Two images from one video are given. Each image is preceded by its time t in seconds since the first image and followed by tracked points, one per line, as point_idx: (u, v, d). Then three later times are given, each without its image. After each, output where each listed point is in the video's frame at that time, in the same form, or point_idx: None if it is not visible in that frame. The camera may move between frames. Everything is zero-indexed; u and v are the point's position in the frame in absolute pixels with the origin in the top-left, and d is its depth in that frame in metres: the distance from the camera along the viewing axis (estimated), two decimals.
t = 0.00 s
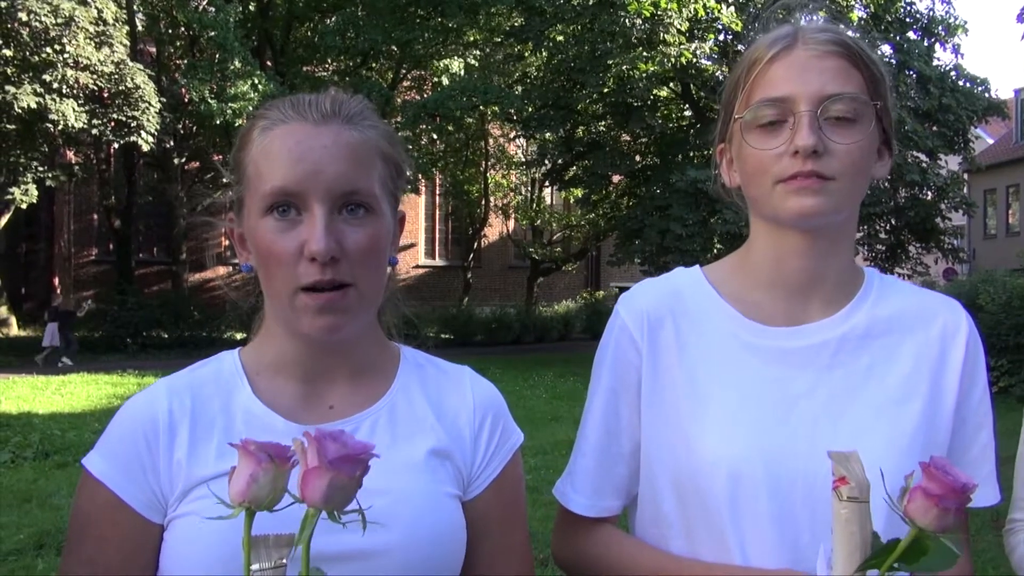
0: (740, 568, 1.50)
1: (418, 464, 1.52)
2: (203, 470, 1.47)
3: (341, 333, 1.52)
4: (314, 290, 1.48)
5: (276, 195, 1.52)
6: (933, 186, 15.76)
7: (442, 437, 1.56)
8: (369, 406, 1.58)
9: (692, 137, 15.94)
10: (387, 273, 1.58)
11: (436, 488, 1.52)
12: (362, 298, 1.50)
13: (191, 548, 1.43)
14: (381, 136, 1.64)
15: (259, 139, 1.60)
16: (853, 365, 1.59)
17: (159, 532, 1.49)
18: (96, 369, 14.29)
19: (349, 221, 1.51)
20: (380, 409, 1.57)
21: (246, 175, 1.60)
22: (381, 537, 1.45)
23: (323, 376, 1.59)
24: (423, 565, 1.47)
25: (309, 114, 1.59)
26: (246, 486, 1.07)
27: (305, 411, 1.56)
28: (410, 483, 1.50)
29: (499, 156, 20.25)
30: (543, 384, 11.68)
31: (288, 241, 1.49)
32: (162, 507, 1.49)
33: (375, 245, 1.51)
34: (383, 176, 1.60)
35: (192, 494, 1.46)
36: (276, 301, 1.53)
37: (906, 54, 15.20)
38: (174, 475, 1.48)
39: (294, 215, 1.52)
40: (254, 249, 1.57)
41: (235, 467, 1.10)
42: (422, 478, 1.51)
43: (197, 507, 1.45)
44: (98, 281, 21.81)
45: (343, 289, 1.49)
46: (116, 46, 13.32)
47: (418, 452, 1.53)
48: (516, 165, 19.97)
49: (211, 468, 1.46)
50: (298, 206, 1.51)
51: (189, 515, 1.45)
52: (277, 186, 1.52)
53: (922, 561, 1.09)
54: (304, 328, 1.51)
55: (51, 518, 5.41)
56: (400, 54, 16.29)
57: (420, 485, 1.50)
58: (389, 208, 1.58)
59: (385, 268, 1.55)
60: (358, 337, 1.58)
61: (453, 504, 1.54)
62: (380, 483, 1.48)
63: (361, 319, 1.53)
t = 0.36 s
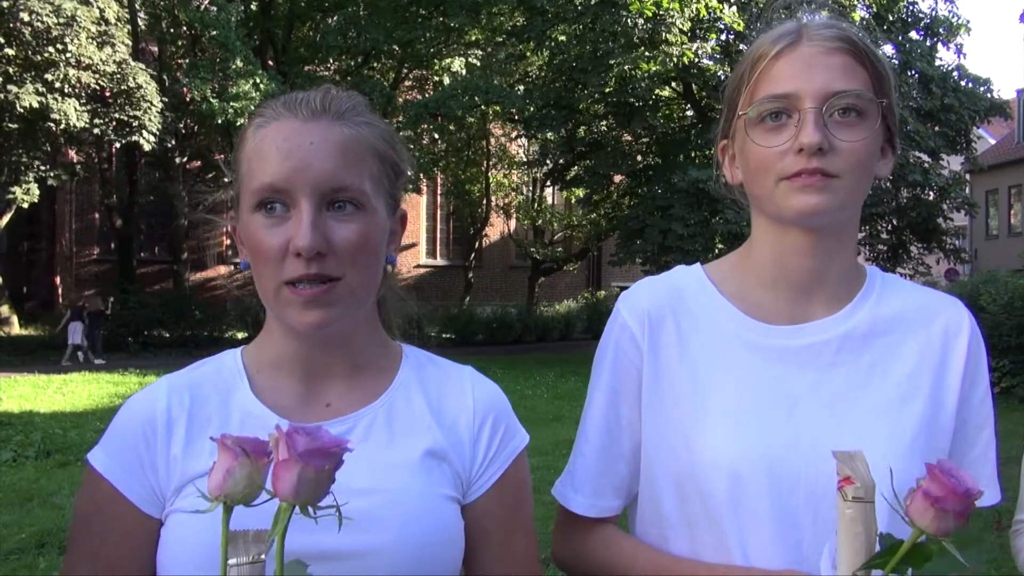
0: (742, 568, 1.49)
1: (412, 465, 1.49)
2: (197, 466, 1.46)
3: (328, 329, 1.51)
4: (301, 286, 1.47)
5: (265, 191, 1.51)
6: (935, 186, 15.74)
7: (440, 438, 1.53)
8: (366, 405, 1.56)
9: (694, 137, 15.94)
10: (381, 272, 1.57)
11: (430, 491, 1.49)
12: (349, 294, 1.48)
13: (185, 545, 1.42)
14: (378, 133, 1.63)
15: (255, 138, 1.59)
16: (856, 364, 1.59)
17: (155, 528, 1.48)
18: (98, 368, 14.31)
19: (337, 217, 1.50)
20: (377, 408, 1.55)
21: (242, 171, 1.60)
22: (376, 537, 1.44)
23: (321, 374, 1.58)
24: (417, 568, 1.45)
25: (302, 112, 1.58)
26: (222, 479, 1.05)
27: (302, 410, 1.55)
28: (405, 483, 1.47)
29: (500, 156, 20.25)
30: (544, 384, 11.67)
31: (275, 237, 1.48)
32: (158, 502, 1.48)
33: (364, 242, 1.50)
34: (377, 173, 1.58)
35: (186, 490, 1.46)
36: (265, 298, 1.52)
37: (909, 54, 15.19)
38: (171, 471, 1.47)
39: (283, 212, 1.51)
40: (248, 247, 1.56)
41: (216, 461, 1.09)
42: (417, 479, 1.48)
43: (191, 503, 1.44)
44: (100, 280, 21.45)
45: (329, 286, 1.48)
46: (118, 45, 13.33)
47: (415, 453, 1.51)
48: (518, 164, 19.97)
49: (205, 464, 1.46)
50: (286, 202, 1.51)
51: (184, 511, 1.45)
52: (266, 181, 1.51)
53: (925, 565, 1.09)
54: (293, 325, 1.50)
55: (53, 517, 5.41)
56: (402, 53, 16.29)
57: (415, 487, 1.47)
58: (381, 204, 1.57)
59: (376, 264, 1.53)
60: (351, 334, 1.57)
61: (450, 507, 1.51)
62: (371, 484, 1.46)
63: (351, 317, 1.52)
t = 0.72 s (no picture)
0: (744, 570, 1.50)
1: (412, 465, 1.46)
2: (200, 459, 1.46)
3: (314, 328, 1.49)
4: (281, 285, 1.44)
5: (252, 189, 1.50)
6: (936, 186, 15.73)
7: (441, 438, 1.50)
8: (367, 404, 1.53)
9: (696, 137, 15.95)
10: (375, 269, 1.54)
11: (430, 490, 1.45)
12: (327, 292, 1.45)
13: (185, 537, 1.42)
14: (377, 128, 1.61)
15: (251, 135, 1.58)
16: (858, 363, 1.59)
17: (162, 519, 1.50)
18: (100, 367, 14.34)
19: (315, 216, 1.47)
20: (379, 407, 1.52)
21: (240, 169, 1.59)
22: (374, 536, 1.40)
23: (323, 372, 1.56)
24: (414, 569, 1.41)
25: (294, 110, 1.57)
26: (243, 474, 1.04)
27: (305, 407, 1.53)
28: (403, 483, 1.44)
29: (502, 156, 20.22)
30: (545, 384, 11.68)
31: (258, 234, 1.46)
32: (166, 492, 1.50)
33: (347, 239, 1.47)
34: (372, 170, 1.55)
35: (189, 482, 1.46)
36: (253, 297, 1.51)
37: (911, 55, 15.15)
38: (177, 464, 1.48)
39: (268, 209, 1.49)
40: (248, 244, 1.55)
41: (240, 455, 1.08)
42: (417, 479, 1.45)
43: (194, 494, 1.44)
44: (101, 279, 21.42)
45: (310, 285, 1.45)
46: (120, 45, 13.35)
47: (414, 451, 1.47)
48: (519, 164, 19.99)
49: (208, 457, 1.46)
50: (270, 199, 1.48)
51: (186, 504, 1.45)
52: (253, 179, 1.49)
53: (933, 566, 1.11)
54: (278, 324, 1.48)
55: (55, 515, 5.42)
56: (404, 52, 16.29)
57: (413, 487, 1.44)
58: (381, 199, 1.54)
59: (374, 261, 1.52)
60: (348, 333, 1.54)
61: (450, 508, 1.47)
62: (369, 482, 1.43)
63: (340, 315, 1.50)
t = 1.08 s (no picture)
0: (751, 570, 1.50)
1: (410, 464, 1.42)
2: (212, 449, 1.47)
3: (312, 321, 1.47)
4: (277, 276, 1.44)
5: (253, 184, 1.50)
6: (938, 186, 15.73)
7: (442, 437, 1.45)
8: (371, 399, 1.50)
9: (698, 137, 15.96)
10: (378, 262, 1.52)
11: (425, 491, 1.41)
12: (319, 285, 1.43)
13: (192, 523, 1.43)
14: (383, 121, 1.59)
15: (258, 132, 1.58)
16: (863, 362, 1.59)
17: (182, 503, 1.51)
18: (101, 366, 14.34)
19: (308, 208, 1.45)
20: (382, 403, 1.49)
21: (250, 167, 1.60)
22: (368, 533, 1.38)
23: (332, 367, 1.55)
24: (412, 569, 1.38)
25: (298, 107, 1.56)
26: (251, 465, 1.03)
27: (313, 400, 1.52)
28: (401, 481, 1.41)
29: (503, 155, 20.22)
30: (546, 384, 11.69)
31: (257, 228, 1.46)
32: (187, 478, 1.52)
33: (337, 231, 1.44)
34: (373, 162, 1.53)
35: (202, 471, 1.47)
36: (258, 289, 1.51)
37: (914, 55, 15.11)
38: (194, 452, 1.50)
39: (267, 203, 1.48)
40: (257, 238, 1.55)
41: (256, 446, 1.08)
42: (415, 479, 1.41)
43: (207, 480, 1.45)
44: (102, 278, 21.64)
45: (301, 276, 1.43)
46: (122, 44, 13.36)
47: (411, 452, 1.43)
48: (521, 164, 20.00)
49: (219, 446, 1.47)
50: (269, 192, 1.48)
51: (197, 492, 1.46)
52: (254, 173, 1.50)
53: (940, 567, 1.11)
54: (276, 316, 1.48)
55: (58, 513, 5.42)
56: (406, 52, 16.31)
57: (410, 486, 1.41)
58: (389, 194, 1.53)
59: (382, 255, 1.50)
60: (353, 328, 1.53)
61: (449, 511, 1.42)
62: (365, 479, 1.41)
63: (341, 308, 1.49)
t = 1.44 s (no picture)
0: (755, 571, 1.50)
1: (417, 467, 1.42)
2: (220, 451, 1.46)
3: (320, 321, 1.47)
4: (291, 275, 1.44)
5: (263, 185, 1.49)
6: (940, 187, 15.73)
7: (449, 439, 1.44)
8: (379, 401, 1.49)
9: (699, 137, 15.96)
10: (388, 263, 1.51)
11: (431, 494, 1.41)
12: (340, 285, 1.43)
13: (199, 524, 1.43)
14: (393, 121, 1.58)
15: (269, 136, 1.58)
16: (867, 363, 1.58)
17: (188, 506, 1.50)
18: (102, 364, 14.35)
19: (323, 208, 1.44)
20: (389, 406, 1.48)
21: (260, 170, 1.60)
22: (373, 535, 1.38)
23: (339, 367, 1.54)
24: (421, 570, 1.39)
25: (308, 108, 1.55)
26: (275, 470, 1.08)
27: (322, 400, 1.52)
28: (407, 482, 1.41)
29: (504, 155, 20.23)
30: (547, 384, 11.68)
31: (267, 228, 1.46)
32: (192, 480, 1.50)
33: (347, 232, 1.44)
34: (381, 160, 1.51)
35: (208, 473, 1.47)
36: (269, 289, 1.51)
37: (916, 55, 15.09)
38: (199, 454, 1.49)
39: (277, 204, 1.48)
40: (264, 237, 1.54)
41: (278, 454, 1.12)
42: (422, 481, 1.41)
43: (213, 485, 1.45)
44: (103, 277, 21.74)
45: (317, 274, 1.43)
46: (124, 42, 13.36)
47: (419, 454, 1.43)
48: (522, 164, 19.99)
49: (227, 448, 1.46)
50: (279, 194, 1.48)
51: (204, 494, 1.45)
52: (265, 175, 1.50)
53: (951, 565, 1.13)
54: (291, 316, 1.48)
55: (57, 512, 5.42)
56: (407, 52, 16.32)
57: (418, 488, 1.40)
58: (397, 192, 1.52)
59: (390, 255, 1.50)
60: (366, 328, 1.53)
61: (455, 512, 1.42)
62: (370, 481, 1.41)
63: (354, 309, 1.48)
